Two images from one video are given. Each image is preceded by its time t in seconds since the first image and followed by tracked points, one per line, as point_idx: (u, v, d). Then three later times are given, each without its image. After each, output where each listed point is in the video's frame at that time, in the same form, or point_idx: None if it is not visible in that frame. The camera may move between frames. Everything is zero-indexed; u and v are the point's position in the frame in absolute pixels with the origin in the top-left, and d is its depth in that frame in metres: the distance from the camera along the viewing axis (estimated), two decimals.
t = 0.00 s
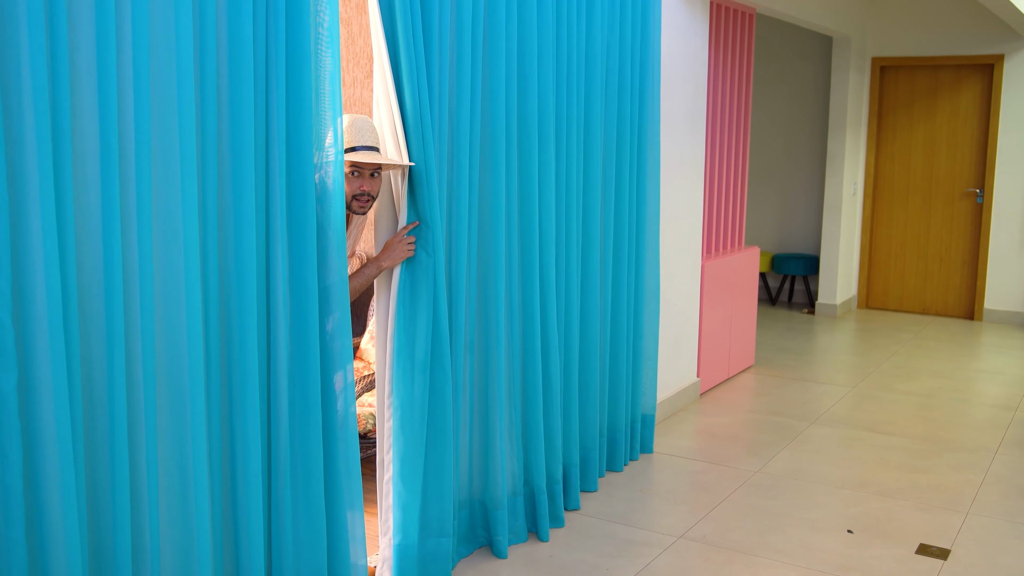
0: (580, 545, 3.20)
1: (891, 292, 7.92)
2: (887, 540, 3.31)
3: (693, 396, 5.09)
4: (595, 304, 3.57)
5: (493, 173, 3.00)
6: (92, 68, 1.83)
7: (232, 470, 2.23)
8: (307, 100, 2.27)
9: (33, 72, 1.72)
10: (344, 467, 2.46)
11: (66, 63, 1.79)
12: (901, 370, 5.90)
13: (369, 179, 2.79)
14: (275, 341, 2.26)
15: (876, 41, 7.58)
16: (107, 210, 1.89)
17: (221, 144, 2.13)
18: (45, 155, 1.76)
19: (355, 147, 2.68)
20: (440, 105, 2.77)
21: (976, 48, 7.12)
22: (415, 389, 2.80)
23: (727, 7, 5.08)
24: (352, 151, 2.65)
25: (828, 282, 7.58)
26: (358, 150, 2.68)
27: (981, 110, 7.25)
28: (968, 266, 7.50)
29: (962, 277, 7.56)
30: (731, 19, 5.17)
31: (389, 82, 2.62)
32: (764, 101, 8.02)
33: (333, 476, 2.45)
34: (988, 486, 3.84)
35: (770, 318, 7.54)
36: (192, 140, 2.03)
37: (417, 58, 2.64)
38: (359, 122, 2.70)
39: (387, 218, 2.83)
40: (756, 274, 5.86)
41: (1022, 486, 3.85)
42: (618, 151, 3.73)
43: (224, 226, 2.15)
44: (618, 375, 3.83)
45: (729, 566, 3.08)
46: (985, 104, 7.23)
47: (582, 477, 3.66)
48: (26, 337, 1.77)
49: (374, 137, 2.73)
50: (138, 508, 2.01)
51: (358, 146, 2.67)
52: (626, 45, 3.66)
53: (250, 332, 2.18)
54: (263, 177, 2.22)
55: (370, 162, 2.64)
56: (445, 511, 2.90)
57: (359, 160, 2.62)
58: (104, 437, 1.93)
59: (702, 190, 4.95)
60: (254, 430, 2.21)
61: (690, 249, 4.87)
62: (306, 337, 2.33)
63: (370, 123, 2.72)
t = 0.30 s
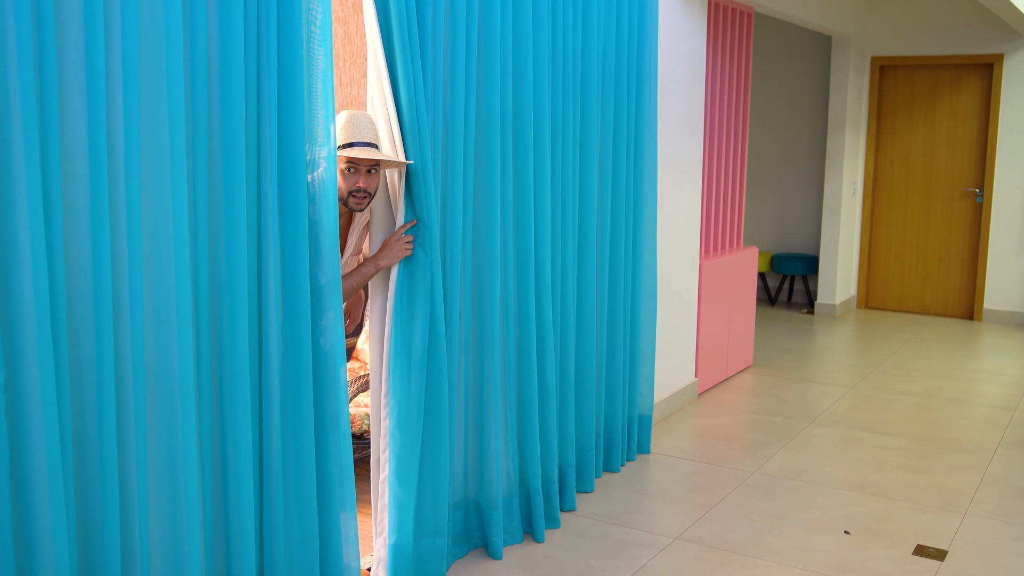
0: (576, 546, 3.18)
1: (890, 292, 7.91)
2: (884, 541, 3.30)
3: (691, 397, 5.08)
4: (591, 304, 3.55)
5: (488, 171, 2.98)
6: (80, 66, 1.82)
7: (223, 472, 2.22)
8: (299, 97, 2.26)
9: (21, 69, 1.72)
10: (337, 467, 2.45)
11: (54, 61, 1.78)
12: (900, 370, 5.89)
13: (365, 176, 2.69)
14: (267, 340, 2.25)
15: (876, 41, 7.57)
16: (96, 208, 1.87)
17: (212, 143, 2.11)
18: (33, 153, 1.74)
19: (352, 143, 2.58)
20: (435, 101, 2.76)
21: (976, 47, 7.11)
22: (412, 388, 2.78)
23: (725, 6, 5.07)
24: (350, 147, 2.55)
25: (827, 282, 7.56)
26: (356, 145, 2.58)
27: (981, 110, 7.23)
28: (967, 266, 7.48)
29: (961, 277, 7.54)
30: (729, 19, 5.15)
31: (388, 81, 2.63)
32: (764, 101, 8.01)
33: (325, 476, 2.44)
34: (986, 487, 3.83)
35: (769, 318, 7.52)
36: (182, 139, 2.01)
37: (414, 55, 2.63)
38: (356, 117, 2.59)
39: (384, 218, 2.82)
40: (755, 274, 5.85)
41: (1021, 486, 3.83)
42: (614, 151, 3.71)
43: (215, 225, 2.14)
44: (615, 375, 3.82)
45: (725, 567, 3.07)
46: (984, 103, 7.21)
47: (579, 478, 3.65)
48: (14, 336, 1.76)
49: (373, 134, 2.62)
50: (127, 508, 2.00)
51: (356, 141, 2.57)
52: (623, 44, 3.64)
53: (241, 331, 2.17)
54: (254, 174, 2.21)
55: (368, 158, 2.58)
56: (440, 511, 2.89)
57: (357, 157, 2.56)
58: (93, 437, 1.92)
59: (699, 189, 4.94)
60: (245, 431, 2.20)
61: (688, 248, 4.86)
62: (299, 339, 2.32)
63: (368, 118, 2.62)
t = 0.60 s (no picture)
0: (569, 546, 3.17)
1: (888, 291, 7.89)
2: (879, 541, 3.29)
3: (687, 397, 5.06)
4: (584, 303, 3.54)
5: (479, 170, 2.97)
6: (64, 64, 1.81)
7: (211, 473, 2.21)
8: (287, 95, 2.25)
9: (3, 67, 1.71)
10: (326, 467, 2.44)
11: (37, 60, 1.76)
12: (897, 370, 5.87)
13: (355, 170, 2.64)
14: (255, 339, 2.24)
15: (873, 40, 7.56)
16: (80, 207, 1.86)
17: (198, 142, 2.10)
18: (15, 153, 1.73)
19: (344, 137, 2.58)
20: (426, 99, 2.75)
21: (974, 46, 7.10)
22: (406, 388, 2.77)
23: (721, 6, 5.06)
24: (342, 140, 2.55)
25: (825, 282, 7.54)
26: (349, 139, 2.58)
27: (979, 109, 7.21)
28: (966, 265, 7.46)
29: (960, 275, 7.52)
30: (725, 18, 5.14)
31: (379, 79, 2.61)
32: (761, 101, 8.00)
33: (314, 476, 2.43)
34: (982, 487, 3.81)
35: (766, 318, 7.51)
36: (167, 138, 2.00)
37: (404, 54, 2.61)
38: (350, 112, 2.60)
39: (376, 215, 2.79)
40: (751, 274, 5.84)
41: (1017, 486, 3.82)
42: (608, 152, 3.70)
43: (202, 224, 2.13)
44: (609, 376, 3.81)
45: (719, 567, 3.05)
46: (982, 102, 7.19)
47: (573, 478, 3.64)
48: None
49: (366, 129, 2.63)
50: (112, 509, 1.99)
51: (348, 134, 2.57)
52: (617, 44, 3.63)
53: (229, 330, 2.16)
54: (241, 173, 2.20)
55: (360, 153, 2.56)
56: (437, 511, 2.88)
57: (348, 149, 2.53)
58: (78, 438, 1.91)
59: (695, 189, 4.93)
60: (233, 431, 2.19)
61: (684, 249, 4.85)
62: (287, 338, 2.31)
63: (361, 114, 2.64)
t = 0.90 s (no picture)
0: (562, 546, 3.16)
1: (887, 290, 7.88)
2: (872, 540, 3.28)
3: (683, 396, 5.05)
4: (578, 302, 3.53)
5: (470, 170, 2.96)
6: (48, 61, 1.80)
7: (198, 473, 2.20)
8: (275, 93, 2.24)
9: None
10: (315, 466, 2.43)
11: (20, 57, 1.75)
12: (894, 369, 5.86)
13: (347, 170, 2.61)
14: (243, 338, 2.23)
15: (871, 39, 7.55)
16: (65, 205, 1.85)
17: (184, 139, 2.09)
18: None
19: (339, 134, 2.52)
20: (417, 98, 2.73)
21: (972, 45, 7.08)
22: (396, 386, 2.76)
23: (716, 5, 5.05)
24: (337, 139, 2.50)
25: (823, 281, 7.53)
26: (343, 137, 2.52)
27: (977, 107, 7.20)
28: (964, 264, 7.45)
29: (958, 275, 7.51)
30: (721, 17, 5.13)
31: (369, 78, 2.60)
32: (759, 100, 7.99)
33: (303, 475, 2.43)
34: (977, 486, 3.80)
35: (764, 317, 7.50)
36: (153, 136, 1.99)
37: (394, 53, 2.60)
38: (345, 110, 2.54)
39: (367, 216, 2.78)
40: (748, 273, 5.83)
41: (1012, 486, 3.80)
42: (602, 151, 3.69)
43: (189, 222, 2.12)
44: (603, 375, 3.79)
45: (711, 567, 3.04)
46: (980, 101, 7.17)
47: (566, 478, 3.63)
48: None
49: (361, 128, 2.57)
50: (98, 509, 1.98)
51: (343, 132, 2.51)
52: (609, 42, 3.61)
53: (216, 329, 2.15)
54: (229, 172, 2.19)
55: (354, 151, 2.52)
56: (428, 510, 2.87)
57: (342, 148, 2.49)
58: (63, 437, 1.90)
59: (691, 188, 4.91)
60: (221, 430, 2.18)
61: (679, 248, 4.84)
62: (275, 336, 2.30)
63: (356, 113, 2.58)
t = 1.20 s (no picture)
0: (556, 545, 3.15)
1: (885, 289, 7.87)
2: (869, 539, 3.26)
3: (680, 395, 5.04)
4: (573, 301, 3.52)
5: (463, 168, 2.95)
6: (33, 56, 1.78)
7: (188, 473, 2.19)
8: (265, 90, 2.23)
9: None
10: (305, 465, 2.42)
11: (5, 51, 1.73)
12: (892, 368, 5.84)
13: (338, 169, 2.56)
14: (233, 336, 2.21)
15: (869, 37, 7.54)
16: (51, 202, 1.83)
17: (173, 136, 2.07)
18: None
19: (330, 133, 2.49)
20: (407, 97, 2.72)
21: (971, 43, 7.06)
22: (387, 384, 2.75)
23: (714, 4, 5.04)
24: (329, 137, 2.47)
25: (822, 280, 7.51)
26: (335, 136, 2.49)
27: (976, 105, 7.18)
28: (964, 263, 7.43)
29: (957, 274, 7.48)
30: (718, 16, 5.12)
31: (356, 77, 2.58)
32: (758, 99, 7.97)
33: (294, 474, 2.41)
34: (975, 485, 3.78)
35: (763, 317, 7.48)
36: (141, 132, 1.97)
37: (381, 52, 2.59)
38: (337, 109, 2.51)
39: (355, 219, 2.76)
40: (746, 272, 5.81)
41: (1010, 485, 3.79)
42: (597, 149, 3.68)
43: (177, 219, 2.10)
44: (598, 374, 3.78)
45: (707, 566, 3.03)
46: (979, 99, 7.15)
47: (561, 477, 3.62)
48: None
49: (354, 126, 2.53)
50: (85, 508, 1.96)
51: (335, 131, 2.48)
52: (604, 40, 3.61)
53: (205, 327, 2.13)
54: (218, 169, 2.17)
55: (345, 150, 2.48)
56: (418, 508, 2.86)
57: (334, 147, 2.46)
58: (50, 435, 1.89)
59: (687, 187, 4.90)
60: (210, 428, 2.17)
61: (675, 246, 4.82)
62: (266, 335, 2.29)
63: (349, 112, 2.55)
